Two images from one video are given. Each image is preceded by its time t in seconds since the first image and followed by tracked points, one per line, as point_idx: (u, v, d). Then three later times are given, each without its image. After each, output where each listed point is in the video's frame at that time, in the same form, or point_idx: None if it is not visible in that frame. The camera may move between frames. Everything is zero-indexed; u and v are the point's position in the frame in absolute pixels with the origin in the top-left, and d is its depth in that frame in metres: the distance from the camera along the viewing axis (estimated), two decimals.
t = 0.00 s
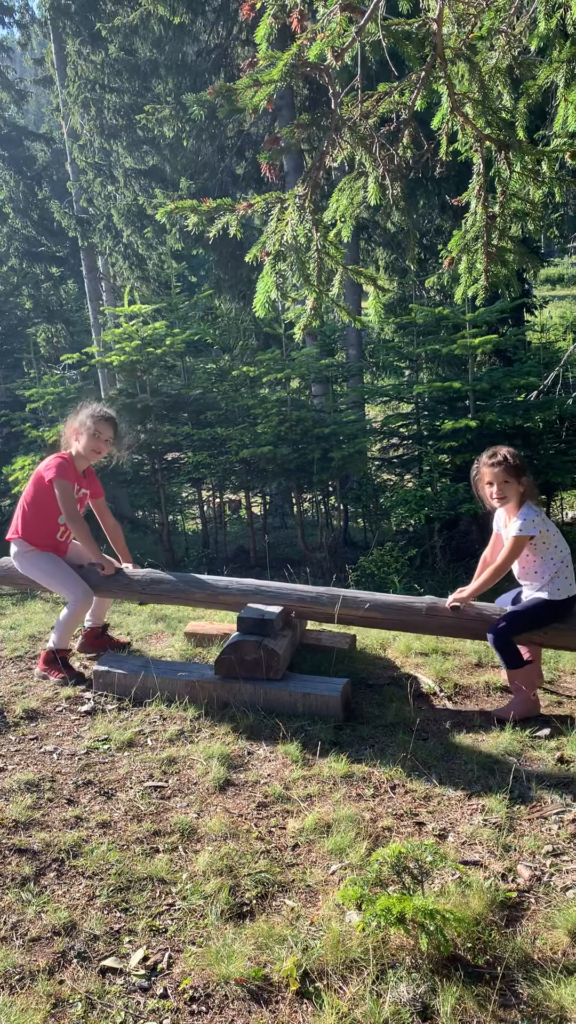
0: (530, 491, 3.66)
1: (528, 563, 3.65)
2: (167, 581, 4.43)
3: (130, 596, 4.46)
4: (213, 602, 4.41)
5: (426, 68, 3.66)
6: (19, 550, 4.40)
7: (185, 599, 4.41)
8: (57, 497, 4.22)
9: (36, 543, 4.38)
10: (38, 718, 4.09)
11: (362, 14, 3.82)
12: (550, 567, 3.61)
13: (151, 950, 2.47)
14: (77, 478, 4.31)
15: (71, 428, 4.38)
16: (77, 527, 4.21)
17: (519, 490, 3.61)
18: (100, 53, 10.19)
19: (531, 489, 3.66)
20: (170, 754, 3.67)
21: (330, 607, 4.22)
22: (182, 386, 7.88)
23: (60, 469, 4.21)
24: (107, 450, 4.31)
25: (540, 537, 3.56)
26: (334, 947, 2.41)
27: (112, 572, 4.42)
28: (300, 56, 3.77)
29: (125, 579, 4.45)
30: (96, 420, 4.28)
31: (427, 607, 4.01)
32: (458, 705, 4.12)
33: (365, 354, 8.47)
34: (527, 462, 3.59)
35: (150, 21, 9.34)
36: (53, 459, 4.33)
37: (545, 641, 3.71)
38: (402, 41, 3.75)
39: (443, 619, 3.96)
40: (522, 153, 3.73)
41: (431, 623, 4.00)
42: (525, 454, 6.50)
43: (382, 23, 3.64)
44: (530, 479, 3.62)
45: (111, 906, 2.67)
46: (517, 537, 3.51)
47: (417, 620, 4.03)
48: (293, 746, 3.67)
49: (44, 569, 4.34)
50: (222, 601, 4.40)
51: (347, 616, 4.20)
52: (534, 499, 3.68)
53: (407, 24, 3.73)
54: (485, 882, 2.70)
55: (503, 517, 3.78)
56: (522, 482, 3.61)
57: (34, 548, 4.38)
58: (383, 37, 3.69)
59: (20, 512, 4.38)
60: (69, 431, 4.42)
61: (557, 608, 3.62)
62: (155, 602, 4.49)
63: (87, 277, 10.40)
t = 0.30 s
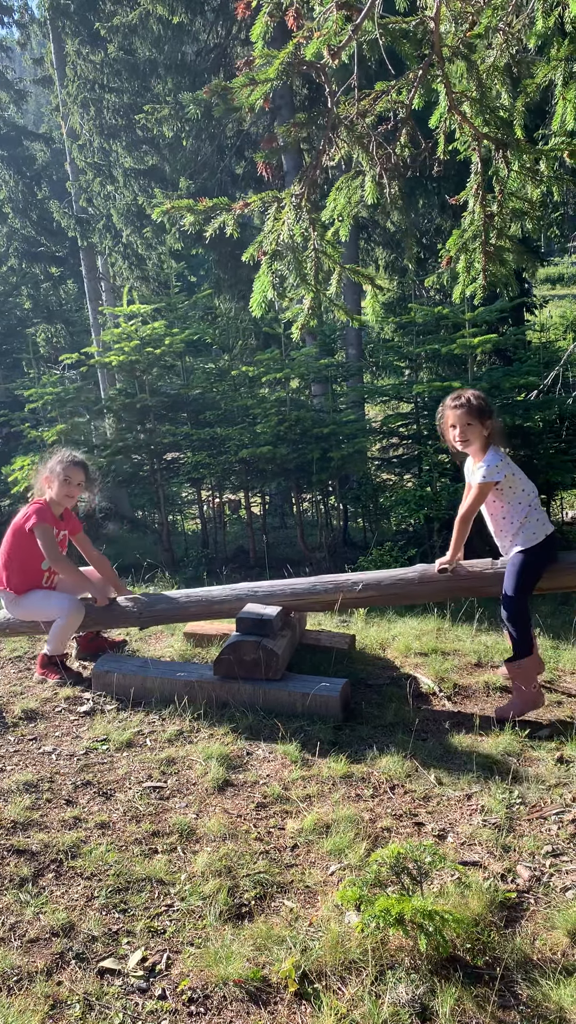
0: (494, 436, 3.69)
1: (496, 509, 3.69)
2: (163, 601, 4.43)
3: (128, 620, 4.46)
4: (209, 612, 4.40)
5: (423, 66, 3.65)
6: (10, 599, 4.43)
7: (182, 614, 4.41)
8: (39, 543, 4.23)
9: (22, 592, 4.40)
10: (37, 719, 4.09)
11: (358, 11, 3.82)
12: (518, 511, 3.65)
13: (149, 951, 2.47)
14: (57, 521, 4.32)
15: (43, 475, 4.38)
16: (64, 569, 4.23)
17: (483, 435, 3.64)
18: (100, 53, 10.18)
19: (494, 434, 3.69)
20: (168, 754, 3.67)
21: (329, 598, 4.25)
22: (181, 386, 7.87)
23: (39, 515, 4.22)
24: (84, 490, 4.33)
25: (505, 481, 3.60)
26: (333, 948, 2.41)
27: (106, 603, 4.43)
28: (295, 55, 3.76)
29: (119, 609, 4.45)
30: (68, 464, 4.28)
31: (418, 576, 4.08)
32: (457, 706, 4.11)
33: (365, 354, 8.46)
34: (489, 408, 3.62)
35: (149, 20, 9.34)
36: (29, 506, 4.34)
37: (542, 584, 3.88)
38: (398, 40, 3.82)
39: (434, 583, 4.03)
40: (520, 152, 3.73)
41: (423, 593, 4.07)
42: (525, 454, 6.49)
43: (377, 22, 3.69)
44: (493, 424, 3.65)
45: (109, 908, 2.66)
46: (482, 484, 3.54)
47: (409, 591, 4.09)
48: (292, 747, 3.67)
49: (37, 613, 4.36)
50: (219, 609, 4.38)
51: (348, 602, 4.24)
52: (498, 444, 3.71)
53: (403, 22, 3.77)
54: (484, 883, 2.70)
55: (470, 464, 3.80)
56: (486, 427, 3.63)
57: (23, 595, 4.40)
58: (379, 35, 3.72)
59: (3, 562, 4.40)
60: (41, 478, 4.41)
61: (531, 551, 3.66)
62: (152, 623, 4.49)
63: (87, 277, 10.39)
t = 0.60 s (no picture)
0: (479, 425, 3.69)
1: (487, 499, 3.66)
2: (162, 606, 4.43)
3: (128, 627, 4.46)
4: (208, 615, 4.40)
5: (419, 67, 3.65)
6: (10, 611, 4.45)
7: (182, 618, 4.41)
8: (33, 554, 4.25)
9: (21, 604, 4.42)
10: (35, 720, 4.09)
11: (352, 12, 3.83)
12: (508, 498, 3.62)
13: (146, 952, 2.47)
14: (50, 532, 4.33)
15: (35, 488, 4.39)
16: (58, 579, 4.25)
17: (469, 424, 3.64)
18: (101, 53, 10.19)
19: (479, 422, 3.68)
20: (167, 756, 3.67)
21: (328, 598, 4.25)
22: (181, 386, 7.87)
23: (32, 527, 4.24)
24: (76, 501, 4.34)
25: (493, 469, 3.59)
26: (330, 950, 2.40)
27: (105, 611, 4.43)
28: (289, 55, 3.80)
29: (119, 617, 4.44)
30: (58, 476, 4.29)
31: (415, 570, 4.08)
32: (457, 707, 4.10)
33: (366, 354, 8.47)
34: (472, 395, 3.63)
35: (150, 21, 9.40)
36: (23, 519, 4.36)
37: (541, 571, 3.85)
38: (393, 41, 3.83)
39: (429, 576, 4.03)
40: (516, 152, 3.72)
41: (421, 587, 4.06)
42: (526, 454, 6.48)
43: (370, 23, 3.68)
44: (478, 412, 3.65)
45: (106, 910, 2.66)
46: (470, 473, 3.52)
47: (406, 586, 4.08)
48: (291, 749, 3.66)
49: (37, 624, 4.38)
50: (217, 611, 4.38)
51: (348, 599, 4.23)
52: (483, 433, 3.71)
53: (399, 23, 3.77)
54: (481, 884, 2.70)
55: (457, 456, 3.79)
56: (471, 415, 3.63)
57: (22, 606, 4.42)
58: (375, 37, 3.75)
59: None
60: (34, 492, 4.42)
61: (526, 539, 3.62)
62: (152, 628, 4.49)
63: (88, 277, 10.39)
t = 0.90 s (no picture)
0: (487, 444, 3.68)
1: (491, 518, 3.64)
2: (162, 602, 4.44)
3: (127, 621, 4.46)
4: (207, 615, 4.40)
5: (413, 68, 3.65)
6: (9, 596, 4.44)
7: (181, 616, 4.41)
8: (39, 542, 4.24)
9: (22, 591, 4.41)
10: (34, 722, 4.08)
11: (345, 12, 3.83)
12: (513, 519, 3.60)
13: (143, 957, 2.46)
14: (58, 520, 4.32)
15: (50, 473, 4.39)
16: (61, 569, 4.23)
17: (477, 442, 3.62)
18: (101, 56, 10.16)
19: (488, 441, 3.66)
20: (166, 759, 3.66)
21: (327, 603, 4.24)
22: (181, 388, 7.87)
23: (40, 514, 4.23)
24: (87, 491, 4.32)
25: (500, 489, 3.57)
26: (328, 954, 2.39)
27: (105, 603, 4.42)
28: (280, 56, 3.75)
29: (120, 609, 4.44)
30: (73, 464, 4.28)
31: (417, 581, 4.05)
32: (456, 710, 4.08)
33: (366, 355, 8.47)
34: (482, 413, 3.61)
35: (150, 24, 9.44)
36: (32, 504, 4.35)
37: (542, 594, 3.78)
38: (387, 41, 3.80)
39: (432, 590, 4.02)
40: (511, 152, 3.72)
41: (422, 600, 4.04)
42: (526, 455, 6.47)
43: (363, 23, 3.64)
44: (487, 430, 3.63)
45: (103, 914, 2.65)
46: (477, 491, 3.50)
47: (408, 597, 4.07)
48: (289, 751, 3.65)
49: (36, 611, 4.36)
50: (216, 612, 4.38)
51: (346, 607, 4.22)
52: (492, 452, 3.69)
53: (392, 24, 3.76)
54: (480, 888, 2.68)
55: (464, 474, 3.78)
56: (480, 433, 3.61)
57: (23, 592, 4.40)
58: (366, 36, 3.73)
59: (4, 559, 4.42)
60: (47, 476, 4.42)
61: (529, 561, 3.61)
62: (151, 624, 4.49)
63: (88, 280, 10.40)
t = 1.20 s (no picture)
0: (505, 480, 3.67)
1: (506, 552, 3.61)
2: (156, 591, 4.41)
3: (121, 607, 4.44)
4: (200, 610, 4.37)
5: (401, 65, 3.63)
6: (6, 566, 4.42)
7: (175, 607, 4.39)
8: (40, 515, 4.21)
9: (20, 563, 4.39)
10: (24, 725, 4.05)
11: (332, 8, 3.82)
12: (527, 556, 3.57)
13: (131, 964, 2.43)
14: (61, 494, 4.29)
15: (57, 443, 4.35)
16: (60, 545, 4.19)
17: (496, 477, 3.61)
18: (96, 56, 10.24)
19: (507, 477, 3.65)
20: (156, 762, 3.63)
21: (320, 611, 4.19)
22: (175, 388, 7.84)
23: (44, 487, 4.20)
24: (93, 467, 4.28)
25: (518, 525, 3.54)
26: (317, 961, 2.37)
27: (100, 585, 4.40)
28: (263, 51, 3.73)
29: (116, 591, 4.42)
30: (80, 437, 4.23)
31: (416, 602, 3.99)
32: (449, 713, 4.06)
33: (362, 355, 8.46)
34: (501, 449, 3.60)
35: (145, 23, 9.43)
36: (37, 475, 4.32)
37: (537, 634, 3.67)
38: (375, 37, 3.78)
39: (429, 616, 3.95)
40: (501, 151, 3.70)
41: (419, 624, 3.98)
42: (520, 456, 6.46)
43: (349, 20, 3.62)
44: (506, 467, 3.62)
45: (91, 920, 2.63)
46: (494, 524, 3.48)
47: (405, 621, 4.01)
48: (281, 753, 3.63)
49: (31, 585, 4.34)
50: (208, 609, 4.35)
51: (336, 619, 4.17)
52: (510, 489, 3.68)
53: (379, 19, 3.74)
54: (471, 893, 2.66)
55: (481, 507, 3.76)
56: (499, 469, 3.61)
57: (20, 564, 4.39)
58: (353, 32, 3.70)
59: (5, 529, 4.40)
60: (54, 446, 4.39)
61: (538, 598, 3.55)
62: (144, 612, 4.47)
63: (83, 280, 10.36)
